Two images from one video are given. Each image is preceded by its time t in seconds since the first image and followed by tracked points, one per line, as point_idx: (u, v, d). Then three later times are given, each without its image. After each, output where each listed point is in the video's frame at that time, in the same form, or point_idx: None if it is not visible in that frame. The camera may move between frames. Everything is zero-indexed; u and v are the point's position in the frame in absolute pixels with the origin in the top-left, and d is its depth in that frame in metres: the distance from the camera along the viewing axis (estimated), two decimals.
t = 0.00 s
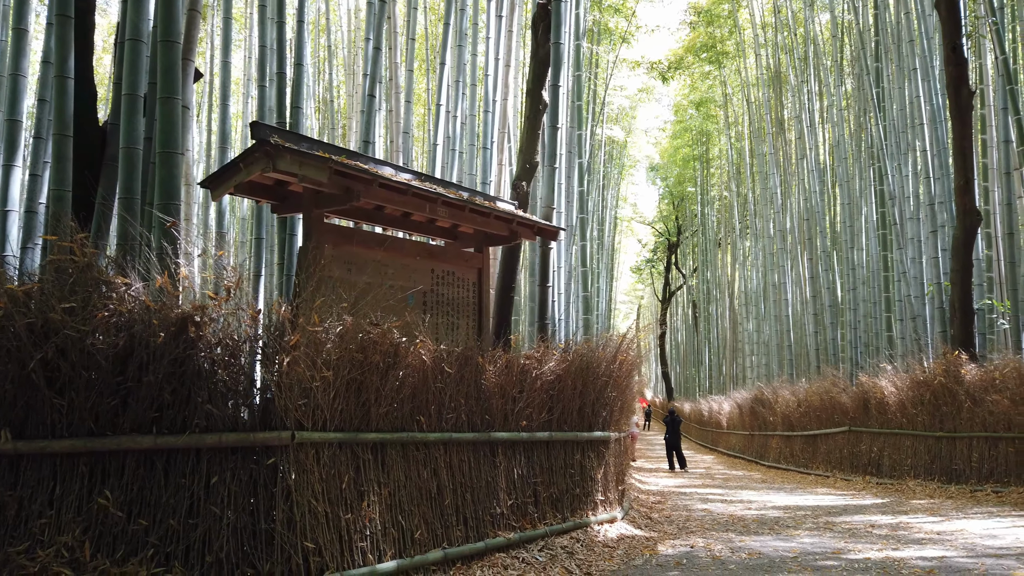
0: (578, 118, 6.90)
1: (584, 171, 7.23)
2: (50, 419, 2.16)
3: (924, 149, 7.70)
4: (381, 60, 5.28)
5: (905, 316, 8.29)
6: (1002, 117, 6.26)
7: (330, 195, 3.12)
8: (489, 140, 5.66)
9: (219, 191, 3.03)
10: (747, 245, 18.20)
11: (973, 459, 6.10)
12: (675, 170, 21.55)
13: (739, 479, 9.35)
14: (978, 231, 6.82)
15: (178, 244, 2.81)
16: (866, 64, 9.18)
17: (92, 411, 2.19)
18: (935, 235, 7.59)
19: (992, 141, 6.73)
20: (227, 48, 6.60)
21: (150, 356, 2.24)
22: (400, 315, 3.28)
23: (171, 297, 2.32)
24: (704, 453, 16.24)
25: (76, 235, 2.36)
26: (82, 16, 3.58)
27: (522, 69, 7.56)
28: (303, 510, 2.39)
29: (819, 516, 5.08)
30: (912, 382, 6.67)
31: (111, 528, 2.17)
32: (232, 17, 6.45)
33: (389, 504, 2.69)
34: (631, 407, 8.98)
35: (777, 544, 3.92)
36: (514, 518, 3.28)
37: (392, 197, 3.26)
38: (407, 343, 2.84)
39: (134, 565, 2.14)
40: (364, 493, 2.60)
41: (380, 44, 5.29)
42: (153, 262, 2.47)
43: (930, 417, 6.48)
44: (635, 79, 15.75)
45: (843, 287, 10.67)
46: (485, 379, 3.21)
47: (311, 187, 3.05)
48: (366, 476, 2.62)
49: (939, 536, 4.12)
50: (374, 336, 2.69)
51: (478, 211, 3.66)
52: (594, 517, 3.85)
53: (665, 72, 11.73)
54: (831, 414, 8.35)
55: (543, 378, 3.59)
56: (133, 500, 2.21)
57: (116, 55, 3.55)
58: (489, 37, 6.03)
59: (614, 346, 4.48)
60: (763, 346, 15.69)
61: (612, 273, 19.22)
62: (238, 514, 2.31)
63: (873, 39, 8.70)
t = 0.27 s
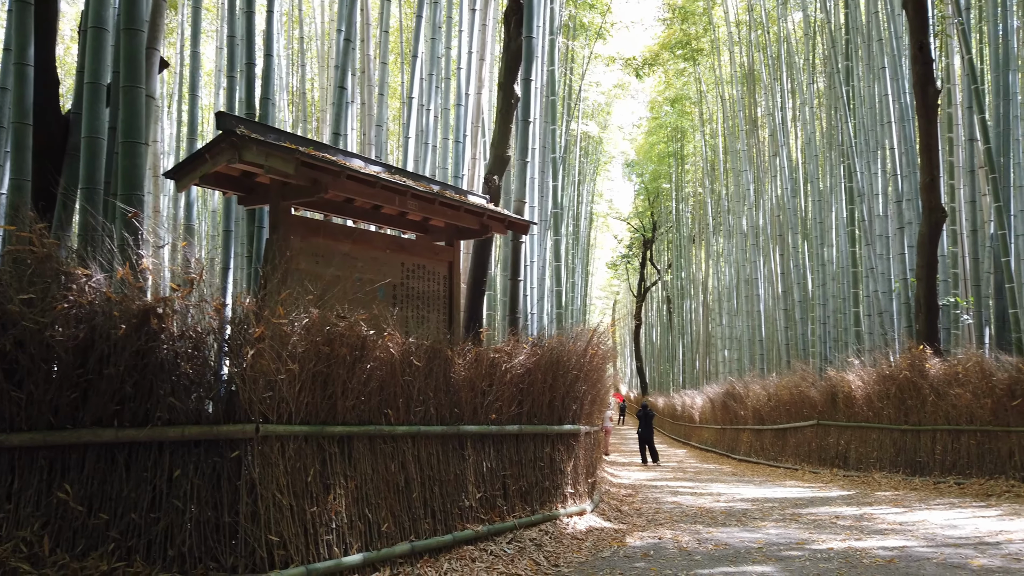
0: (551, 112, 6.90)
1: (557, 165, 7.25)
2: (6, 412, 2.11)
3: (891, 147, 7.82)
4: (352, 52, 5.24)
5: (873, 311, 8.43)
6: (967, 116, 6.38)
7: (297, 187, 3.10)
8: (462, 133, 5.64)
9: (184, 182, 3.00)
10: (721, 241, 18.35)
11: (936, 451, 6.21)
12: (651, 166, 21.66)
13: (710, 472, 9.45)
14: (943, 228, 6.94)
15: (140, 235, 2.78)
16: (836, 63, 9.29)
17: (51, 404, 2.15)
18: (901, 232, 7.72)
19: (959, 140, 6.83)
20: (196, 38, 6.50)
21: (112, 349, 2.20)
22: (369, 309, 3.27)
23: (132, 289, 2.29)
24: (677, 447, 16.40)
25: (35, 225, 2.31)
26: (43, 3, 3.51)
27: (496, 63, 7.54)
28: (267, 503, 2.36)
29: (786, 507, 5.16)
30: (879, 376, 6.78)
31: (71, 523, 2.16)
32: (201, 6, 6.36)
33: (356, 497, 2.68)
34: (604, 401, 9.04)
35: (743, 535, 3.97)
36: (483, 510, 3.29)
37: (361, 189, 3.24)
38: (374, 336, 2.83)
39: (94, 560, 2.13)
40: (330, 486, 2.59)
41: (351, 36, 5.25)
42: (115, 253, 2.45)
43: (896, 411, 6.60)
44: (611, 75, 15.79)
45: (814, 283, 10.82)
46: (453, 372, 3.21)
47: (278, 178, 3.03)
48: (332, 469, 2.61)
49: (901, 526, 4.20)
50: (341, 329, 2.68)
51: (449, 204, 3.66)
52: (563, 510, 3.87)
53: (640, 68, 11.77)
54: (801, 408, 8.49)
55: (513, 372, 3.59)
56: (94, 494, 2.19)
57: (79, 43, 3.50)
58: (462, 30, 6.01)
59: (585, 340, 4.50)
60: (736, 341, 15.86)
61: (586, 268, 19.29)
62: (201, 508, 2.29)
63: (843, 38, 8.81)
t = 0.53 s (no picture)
0: (516, 104, 6.89)
1: (521, 157, 7.25)
2: None
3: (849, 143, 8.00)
4: (312, 41, 5.17)
5: (830, 305, 8.61)
6: (921, 114, 6.52)
7: (254, 175, 3.05)
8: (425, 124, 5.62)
9: (136, 170, 2.94)
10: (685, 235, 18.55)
11: (889, 441, 6.37)
12: (617, 160, 21.79)
13: (671, 463, 9.58)
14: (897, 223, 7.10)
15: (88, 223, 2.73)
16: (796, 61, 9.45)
17: None
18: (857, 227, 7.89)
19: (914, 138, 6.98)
20: (153, 24, 6.36)
21: (59, 340, 2.19)
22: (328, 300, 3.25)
23: (80, 278, 2.26)
24: (640, 439, 16.59)
25: None
26: None
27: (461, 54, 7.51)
28: (221, 496, 2.33)
29: (743, 496, 5.26)
30: (834, 368, 6.95)
31: (17, 516, 2.19)
32: None
33: (312, 489, 2.67)
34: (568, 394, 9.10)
35: (700, 524, 4.04)
36: (441, 500, 3.29)
37: (319, 179, 3.21)
38: (332, 327, 2.80)
39: (40, 553, 2.17)
40: (285, 478, 2.57)
41: (312, 24, 5.18)
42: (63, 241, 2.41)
43: (850, 402, 6.78)
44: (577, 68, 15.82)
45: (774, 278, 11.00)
46: (412, 364, 3.19)
47: (234, 167, 2.98)
48: (288, 460, 2.59)
49: (852, 514, 4.31)
50: (298, 319, 2.65)
51: (410, 195, 3.63)
52: (522, 500, 3.90)
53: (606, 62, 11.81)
54: (759, 399, 8.70)
55: (473, 363, 3.58)
56: (41, 487, 2.21)
57: (28, 25, 3.41)
58: (426, 20, 5.96)
59: (546, 331, 4.51)
60: (698, 333, 16.08)
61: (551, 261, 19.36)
62: (151, 501, 2.27)
63: (803, 36, 8.96)
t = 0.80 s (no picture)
0: (466, 92, 6.86)
1: (472, 145, 7.23)
2: None
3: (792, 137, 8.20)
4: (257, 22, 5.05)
5: (773, 295, 8.83)
6: (861, 109, 6.71)
7: (191, 157, 2.97)
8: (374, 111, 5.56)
9: (67, 151, 2.85)
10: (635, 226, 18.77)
11: (827, 427, 6.58)
12: (569, 151, 21.91)
13: (619, 450, 9.71)
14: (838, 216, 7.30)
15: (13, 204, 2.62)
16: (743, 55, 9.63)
17: None
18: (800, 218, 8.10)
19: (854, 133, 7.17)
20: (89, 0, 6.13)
21: None
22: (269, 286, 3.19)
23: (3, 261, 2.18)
24: (589, 427, 16.79)
25: None
26: None
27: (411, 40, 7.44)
28: (154, 487, 2.28)
29: (686, 482, 5.37)
30: (776, 357, 7.16)
31: None
32: None
33: (251, 479, 2.62)
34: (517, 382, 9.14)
35: (643, 509, 4.10)
36: (385, 489, 3.27)
37: (259, 163, 3.13)
38: (272, 314, 2.74)
39: None
40: (222, 467, 2.52)
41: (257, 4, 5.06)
42: None
43: (791, 389, 7.00)
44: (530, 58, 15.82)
45: (721, 268, 11.22)
46: (356, 352, 3.15)
47: (170, 148, 2.89)
48: (225, 450, 2.53)
49: (789, 498, 4.43)
50: (236, 306, 2.58)
51: (355, 180, 3.57)
52: (468, 488, 3.90)
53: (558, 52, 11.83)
54: (705, 387, 8.91)
55: (419, 351, 3.55)
56: None
57: None
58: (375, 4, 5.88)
59: (493, 320, 4.50)
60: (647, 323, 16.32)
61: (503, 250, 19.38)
62: (80, 492, 2.20)
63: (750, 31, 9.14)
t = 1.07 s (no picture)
0: (418, 80, 6.78)
1: (424, 135, 7.15)
2: None
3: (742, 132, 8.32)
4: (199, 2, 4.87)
5: (723, 287, 8.96)
6: (809, 105, 6.83)
7: (125, 141, 2.85)
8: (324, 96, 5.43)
9: None
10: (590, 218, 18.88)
11: (774, 418, 6.71)
12: (524, 142, 21.92)
13: (571, 441, 9.76)
14: (786, 210, 7.42)
15: None
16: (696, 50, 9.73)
17: None
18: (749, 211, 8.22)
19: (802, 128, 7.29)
20: None
21: None
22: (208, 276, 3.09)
23: None
24: (543, 418, 16.86)
25: None
26: None
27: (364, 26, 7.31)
28: (82, 484, 2.19)
29: (636, 472, 5.40)
30: (725, 348, 7.26)
31: None
32: None
33: (188, 475, 2.53)
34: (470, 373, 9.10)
35: (593, 501, 4.10)
36: (331, 484, 3.19)
37: (198, 147, 3.01)
38: (211, 305, 2.65)
39: None
40: (156, 463, 2.42)
41: None
42: None
43: (740, 379, 7.10)
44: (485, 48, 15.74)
45: (673, 261, 11.34)
46: (301, 343, 3.06)
47: (102, 131, 2.76)
48: (161, 446, 2.44)
49: (737, 487, 4.49)
50: (172, 296, 2.48)
51: (300, 167, 3.47)
52: (417, 481, 3.84)
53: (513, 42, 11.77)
54: (656, 378, 9.01)
55: (366, 343, 3.47)
56: None
57: None
58: None
59: (443, 311, 4.44)
60: (600, 314, 16.46)
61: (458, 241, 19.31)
62: (2, 491, 2.10)
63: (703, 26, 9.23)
